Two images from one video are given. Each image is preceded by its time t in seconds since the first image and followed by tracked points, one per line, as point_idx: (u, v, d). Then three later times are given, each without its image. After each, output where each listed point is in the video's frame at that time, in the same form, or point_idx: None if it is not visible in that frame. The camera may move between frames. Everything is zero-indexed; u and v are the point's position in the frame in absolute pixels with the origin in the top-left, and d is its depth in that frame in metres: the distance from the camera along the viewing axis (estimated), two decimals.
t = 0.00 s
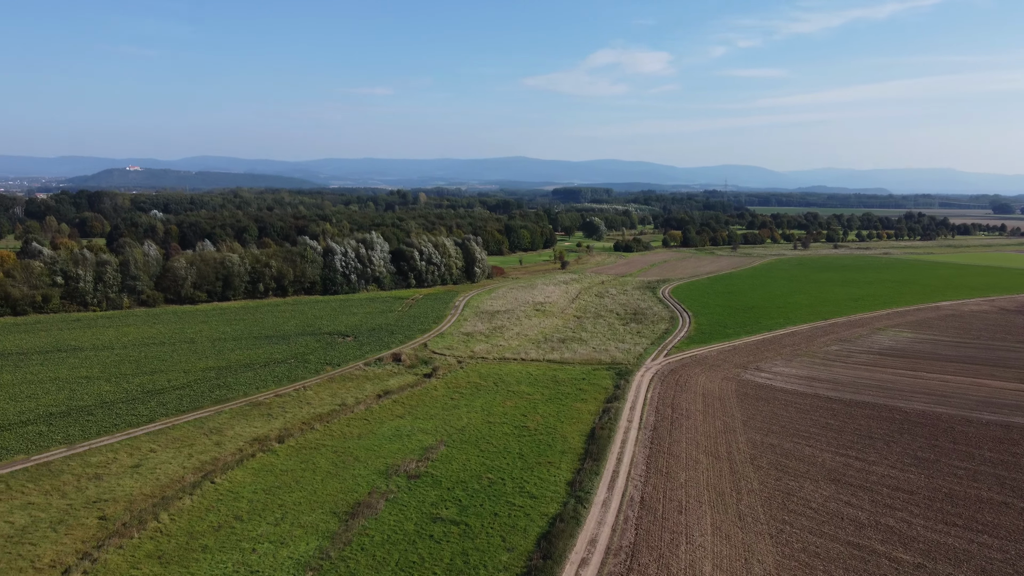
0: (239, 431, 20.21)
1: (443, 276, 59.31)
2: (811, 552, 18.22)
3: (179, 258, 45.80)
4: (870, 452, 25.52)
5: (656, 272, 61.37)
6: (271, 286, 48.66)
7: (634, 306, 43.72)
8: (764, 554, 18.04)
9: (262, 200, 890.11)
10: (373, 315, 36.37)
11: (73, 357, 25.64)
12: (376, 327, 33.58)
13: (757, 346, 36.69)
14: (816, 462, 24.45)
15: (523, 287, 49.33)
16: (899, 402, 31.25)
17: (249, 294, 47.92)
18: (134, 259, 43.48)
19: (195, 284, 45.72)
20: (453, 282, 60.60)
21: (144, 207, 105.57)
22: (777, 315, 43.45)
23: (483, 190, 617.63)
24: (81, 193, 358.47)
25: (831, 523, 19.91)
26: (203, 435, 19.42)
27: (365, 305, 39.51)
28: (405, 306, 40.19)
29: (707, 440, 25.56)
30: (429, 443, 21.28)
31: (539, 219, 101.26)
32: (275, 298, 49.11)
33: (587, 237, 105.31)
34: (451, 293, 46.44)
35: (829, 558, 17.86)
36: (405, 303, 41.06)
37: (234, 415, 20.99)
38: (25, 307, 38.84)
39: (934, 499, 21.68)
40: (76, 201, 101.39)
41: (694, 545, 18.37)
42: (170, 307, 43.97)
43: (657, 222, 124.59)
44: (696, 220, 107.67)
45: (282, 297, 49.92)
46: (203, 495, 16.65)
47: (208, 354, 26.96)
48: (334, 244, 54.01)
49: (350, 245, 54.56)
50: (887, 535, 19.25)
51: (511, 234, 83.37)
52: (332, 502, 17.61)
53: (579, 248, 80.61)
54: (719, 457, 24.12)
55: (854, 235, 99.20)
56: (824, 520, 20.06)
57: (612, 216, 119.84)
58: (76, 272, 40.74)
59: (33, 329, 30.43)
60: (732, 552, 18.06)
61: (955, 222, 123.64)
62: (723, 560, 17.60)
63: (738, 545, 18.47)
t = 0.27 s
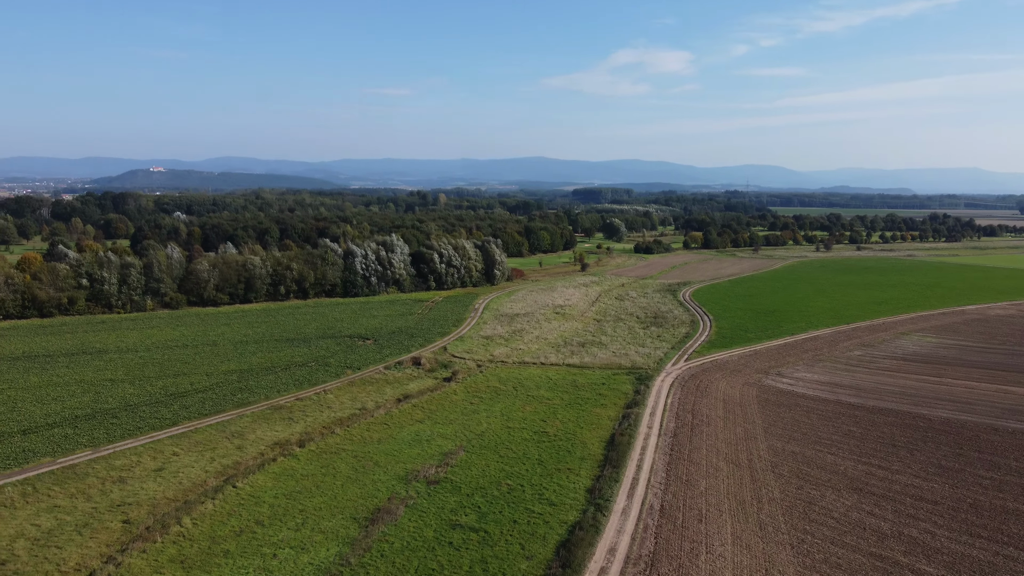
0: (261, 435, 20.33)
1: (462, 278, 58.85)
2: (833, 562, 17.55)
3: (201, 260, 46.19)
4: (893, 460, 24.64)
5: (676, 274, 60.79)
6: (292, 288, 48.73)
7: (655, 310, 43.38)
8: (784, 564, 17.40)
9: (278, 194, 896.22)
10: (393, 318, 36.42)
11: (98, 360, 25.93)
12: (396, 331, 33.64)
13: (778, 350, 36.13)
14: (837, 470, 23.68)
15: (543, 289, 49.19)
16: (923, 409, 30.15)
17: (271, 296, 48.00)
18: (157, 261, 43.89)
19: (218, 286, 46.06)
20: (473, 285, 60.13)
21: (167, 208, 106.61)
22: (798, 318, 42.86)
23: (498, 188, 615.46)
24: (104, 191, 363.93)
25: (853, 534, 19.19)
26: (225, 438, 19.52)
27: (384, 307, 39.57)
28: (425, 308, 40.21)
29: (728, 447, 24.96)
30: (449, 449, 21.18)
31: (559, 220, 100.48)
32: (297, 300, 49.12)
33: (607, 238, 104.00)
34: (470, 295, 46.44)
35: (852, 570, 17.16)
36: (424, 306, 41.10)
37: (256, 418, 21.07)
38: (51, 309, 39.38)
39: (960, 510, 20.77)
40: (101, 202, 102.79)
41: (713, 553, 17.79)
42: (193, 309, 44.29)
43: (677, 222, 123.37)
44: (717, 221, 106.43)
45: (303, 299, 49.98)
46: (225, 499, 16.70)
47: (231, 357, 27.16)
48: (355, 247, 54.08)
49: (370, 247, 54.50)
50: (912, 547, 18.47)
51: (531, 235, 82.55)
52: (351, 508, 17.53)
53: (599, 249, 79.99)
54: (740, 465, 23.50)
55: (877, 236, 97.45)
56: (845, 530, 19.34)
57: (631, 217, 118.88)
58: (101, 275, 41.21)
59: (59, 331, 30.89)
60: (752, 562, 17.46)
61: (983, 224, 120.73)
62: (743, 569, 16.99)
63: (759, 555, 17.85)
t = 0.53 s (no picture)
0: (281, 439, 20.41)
1: (482, 281, 58.58)
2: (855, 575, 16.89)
3: (223, 263, 46.51)
4: (917, 469, 23.77)
5: (696, 276, 60.29)
6: (312, 291, 48.78)
7: (674, 313, 43.04)
8: None
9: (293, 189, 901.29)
10: (413, 321, 36.51)
11: (122, 362, 26.23)
12: (415, 334, 33.69)
13: (799, 355, 35.48)
14: (859, 479, 22.91)
15: (561, 292, 49.08)
16: (949, 416, 29.08)
17: (292, 298, 48.17)
18: (180, 264, 44.20)
19: (240, 289, 46.27)
20: (493, 288, 59.60)
21: (189, 211, 107.59)
22: (820, 322, 42.20)
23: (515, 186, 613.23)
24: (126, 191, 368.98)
25: (876, 545, 18.48)
26: (246, 443, 19.61)
27: (403, 310, 39.63)
28: (444, 311, 40.19)
29: (748, 454, 24.38)
30: (468, 454, 21.07)
31: (578, 222, 99.72)
32: (317, 302, 49.18)
33: (627, 241, 102.75)
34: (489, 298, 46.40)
35: None
36: (443, 309, 41.12)
37: (276, 422, 21.13)
38: (76, 311, 39.77)
39: (987, 522, 19.91)
40: (125, 204, 104.59)
41: (732, 564, 17.27)
42: (214, 311, 44.49)
43: (697, 224, 122.29)
44: (737, 223, 105.30)
45: (324, 302, 50.00)
46: (246, 504, 16.74)
47: (252, 360, 27.35)
48: (375, 249, 54.12)
49: (390, 250, 54.43)
50: (936, 559, 17.74)
51: (551, 237, 81.80)
52: (371, 514, 17.43)
53: (618, 252, 79.35)
54: (760, 473, 22.92)
55: (900, 237, 95.82)
56: (868, 542, 18.63)
57: (651, 219, 118.03)
58: (124, 278, 41.63)
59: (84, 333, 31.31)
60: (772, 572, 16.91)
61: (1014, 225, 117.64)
62: None
63: (779, 565, 17.29)
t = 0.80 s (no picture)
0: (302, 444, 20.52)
1: (501, 283, 58.07)
2: None
3: (245, 266, 46.59)
4: (942, 479, 22.90)
5: (717, 278, 59.62)
6: (333, 293, 48.68)
7: (695, 316, 42.59)
8: None
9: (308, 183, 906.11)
10: (433, 324, 36.53)
11: (146, 363, 26.52)
12: (435, 337, 33.70)
13: (820, 360, 34.79)
14: (881, 487, 22.17)
15: (581, 295, 48.87)
16: (975, 424, 28.00)
17: (313, 301, 48.16)
18: (203, 265, 44.39)
19: (261, 291, 46.24)
20: (513, 290, 58.89)
21: (211, 212, 108.41)
22: (842, 326, 41.46)
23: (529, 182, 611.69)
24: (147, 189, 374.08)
25: (899, 557, 17.81)
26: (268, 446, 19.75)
27: (423, 313, 39.62)
28: (464, 314, 40.13)
29: (769, 462, 23.82)
30: (486, 460, 20.98)
31: (598, 224, 98.80)
32: (338, 304, 49.06)
33: (648, 242, 101.62)
34: (509, 300, 46.27)
35: None
36: (463, 311, 41.11)
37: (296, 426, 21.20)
38: (101, 313, 40.20)
39: (1014, 536, 19.08)
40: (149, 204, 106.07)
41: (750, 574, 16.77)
42: (236, 313, 44.60)
43: (718, 225, 120.85)
44: (759, 224, 103.93)
45: (344, 304, 49.83)
46: (267, 508, 16.81)
47: (273, 363, 27.52)
48: (395, 252, 53.86)
49: (410, 252, 54.13)
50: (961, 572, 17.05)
51: (571, 238, 80.91)
52: (390, 520, 17.35)
53: (638, 253, 78.58)
54: (780, 481, 22.34)
55: (926, 237, 93.72)
56: (890, 553, 17.96)
57: (672, 220, 116.88)
58: (148, 280, 41.94)
59: (109, 334, 31.72)
60: None
61: None
62: None
63: None
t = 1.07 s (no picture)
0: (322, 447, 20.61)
1: (521, 286, 57.57)
2: None
3: (267, 268, 46.75)
4: (966, 488, 22.05)
5: (738, 281, 58.92)
6: (353, 295, 48.74)
7: (715, 320, 42.09)
8: None
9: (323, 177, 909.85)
10: (452, 327, 36.59)
11: (169, 365, 26.82)
12: (454, 340, 33.72)
13: (842, 366, 34.11)
14: (902, 496, 21.42)
15: (601, 297, 48.60)
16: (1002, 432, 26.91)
17: (333, 302, 48.28)
18: (225, 268, 44.53)
19: (282, 293, 46.39)
20: (532, 292, 58.19)
21: (233, 212, 109.24)
22: (865, 331, 40.69)
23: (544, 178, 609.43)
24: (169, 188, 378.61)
25: (921, 569, 17.15)
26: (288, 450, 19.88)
27: (442, 315, 39.66)
28: (483, 317, 40.05)
29: (789, 469, 23.23)
30: (505, 465, 20.88)
31: (618, 225, 97.93)
32: (358, 307, 49.09)
33: (667, 244, 100.59)
34: (528, 303, 46.12)
35: None
36: (482, 314, 41.06)
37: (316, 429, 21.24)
38: (124, 314, 40.50)
39: None
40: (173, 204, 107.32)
41: None
42: (257, 315, 44.68)
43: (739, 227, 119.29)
44: (781, 225, 102.42)
45: (364, 306, 49.81)
46: (287, 513, 16.87)
47: (293, 366, 27.71)
48: (415, 253, 53.38)
49: (430, 254, 53.83)
50: None
51: (590, 240, 80.10)
52: (409, 526, 17.25)
53: (658, 255, 77.79)
54: (801, 488, 21.75)
55: (952, 239, 91.60)
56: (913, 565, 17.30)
57: (692, 221, 115.56)
58: (171, 282, 42.21)
59: (132, 335, 32.09)
60: None
61: None
62: None
63: None
